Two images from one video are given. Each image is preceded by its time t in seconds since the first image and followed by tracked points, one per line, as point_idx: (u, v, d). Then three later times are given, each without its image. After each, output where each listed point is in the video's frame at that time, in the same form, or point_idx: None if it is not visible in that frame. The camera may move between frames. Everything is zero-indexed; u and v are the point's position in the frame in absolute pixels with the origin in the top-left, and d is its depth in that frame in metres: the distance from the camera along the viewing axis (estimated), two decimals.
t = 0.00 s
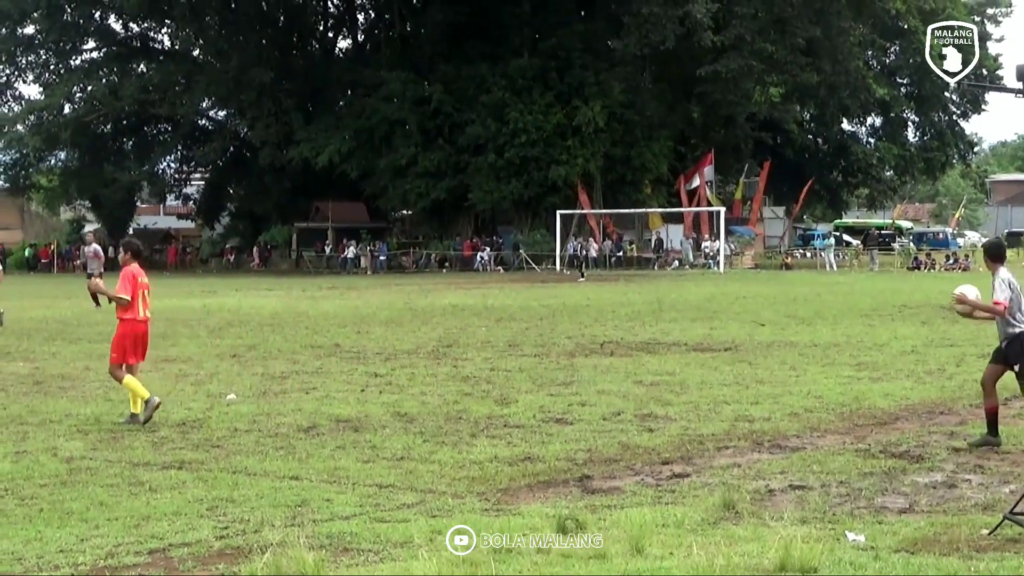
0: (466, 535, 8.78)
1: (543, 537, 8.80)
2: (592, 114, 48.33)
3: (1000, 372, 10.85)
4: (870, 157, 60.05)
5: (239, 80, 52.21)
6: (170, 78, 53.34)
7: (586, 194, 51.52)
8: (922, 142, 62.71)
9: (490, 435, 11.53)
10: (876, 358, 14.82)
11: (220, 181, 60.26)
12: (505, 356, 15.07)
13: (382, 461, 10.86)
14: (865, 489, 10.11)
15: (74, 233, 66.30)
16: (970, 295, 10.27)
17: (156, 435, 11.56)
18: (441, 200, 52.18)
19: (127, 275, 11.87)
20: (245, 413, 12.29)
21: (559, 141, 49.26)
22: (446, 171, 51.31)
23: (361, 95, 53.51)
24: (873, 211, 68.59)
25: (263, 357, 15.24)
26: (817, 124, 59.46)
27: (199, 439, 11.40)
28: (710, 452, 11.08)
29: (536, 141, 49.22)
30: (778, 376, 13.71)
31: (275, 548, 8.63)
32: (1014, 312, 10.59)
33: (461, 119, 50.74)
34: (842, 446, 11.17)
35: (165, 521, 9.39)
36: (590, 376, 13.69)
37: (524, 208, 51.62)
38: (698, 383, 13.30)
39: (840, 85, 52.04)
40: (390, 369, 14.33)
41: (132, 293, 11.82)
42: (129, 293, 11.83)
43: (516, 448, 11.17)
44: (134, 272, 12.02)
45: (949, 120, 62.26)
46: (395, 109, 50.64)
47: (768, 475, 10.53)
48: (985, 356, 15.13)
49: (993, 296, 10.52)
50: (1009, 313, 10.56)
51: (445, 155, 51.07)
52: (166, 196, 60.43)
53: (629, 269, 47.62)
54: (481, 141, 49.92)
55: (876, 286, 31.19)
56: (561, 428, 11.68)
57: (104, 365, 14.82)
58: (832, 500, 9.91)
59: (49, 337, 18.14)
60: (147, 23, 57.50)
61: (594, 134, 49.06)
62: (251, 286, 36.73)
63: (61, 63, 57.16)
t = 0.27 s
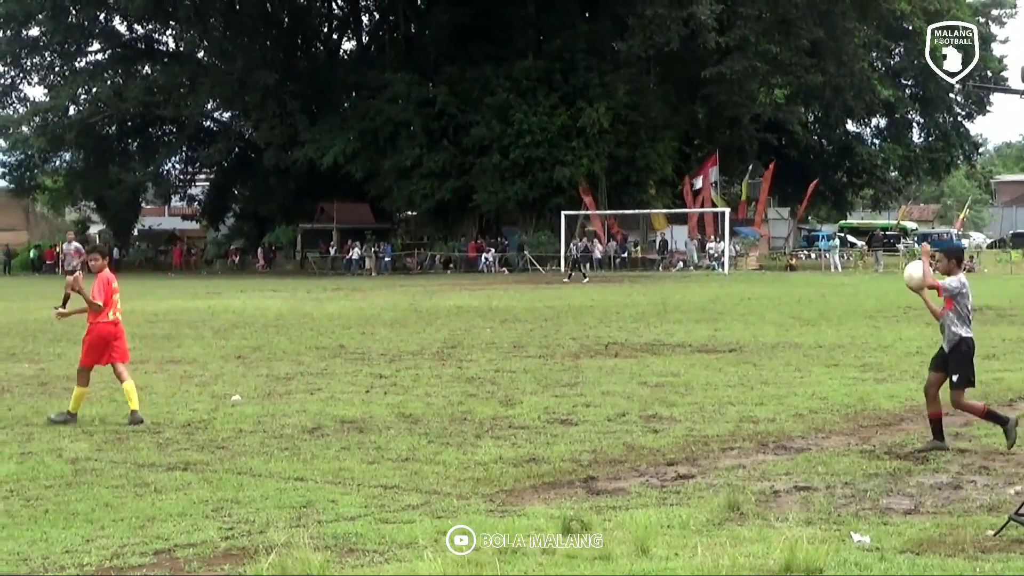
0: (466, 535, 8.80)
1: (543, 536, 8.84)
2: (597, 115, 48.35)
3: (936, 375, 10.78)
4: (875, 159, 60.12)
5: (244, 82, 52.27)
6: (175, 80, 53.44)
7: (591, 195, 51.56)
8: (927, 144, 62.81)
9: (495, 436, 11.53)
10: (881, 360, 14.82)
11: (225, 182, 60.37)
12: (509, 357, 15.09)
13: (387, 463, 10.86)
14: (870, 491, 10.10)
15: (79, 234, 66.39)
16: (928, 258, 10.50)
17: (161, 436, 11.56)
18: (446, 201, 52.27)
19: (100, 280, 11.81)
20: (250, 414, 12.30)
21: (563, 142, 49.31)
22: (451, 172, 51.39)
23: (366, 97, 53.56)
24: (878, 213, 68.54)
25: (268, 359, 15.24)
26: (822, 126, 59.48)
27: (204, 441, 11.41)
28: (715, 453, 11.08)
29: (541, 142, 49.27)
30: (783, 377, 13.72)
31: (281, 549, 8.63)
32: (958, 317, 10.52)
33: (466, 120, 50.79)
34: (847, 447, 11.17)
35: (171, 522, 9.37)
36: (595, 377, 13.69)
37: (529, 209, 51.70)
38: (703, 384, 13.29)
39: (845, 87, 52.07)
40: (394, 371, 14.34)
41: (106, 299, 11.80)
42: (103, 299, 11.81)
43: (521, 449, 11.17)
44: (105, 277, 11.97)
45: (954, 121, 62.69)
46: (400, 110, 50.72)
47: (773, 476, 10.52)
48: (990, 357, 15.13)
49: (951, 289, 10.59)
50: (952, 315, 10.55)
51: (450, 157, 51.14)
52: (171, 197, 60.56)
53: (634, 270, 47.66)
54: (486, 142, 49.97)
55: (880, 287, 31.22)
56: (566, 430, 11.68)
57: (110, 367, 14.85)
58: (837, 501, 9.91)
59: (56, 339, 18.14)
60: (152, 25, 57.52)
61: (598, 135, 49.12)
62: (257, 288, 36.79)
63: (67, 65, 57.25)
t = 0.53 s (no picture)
0: (466, 535, 8.83)
1: (543, 536, 8.87)
2: (605, 115, 48.37)
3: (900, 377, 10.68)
4: (882, 160, 60.44)
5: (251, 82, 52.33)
6: (184, 80, 53.45)
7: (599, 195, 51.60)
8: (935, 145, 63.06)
9: (503, 437, 11.53)
10: (888, 361, 14.82)
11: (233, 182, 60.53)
12: (517, 358, 15.11)
13: (396, 463, 10.87)
14: (878, 492, 10.10)
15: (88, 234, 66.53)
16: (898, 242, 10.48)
17: (169, 436, 11.57)
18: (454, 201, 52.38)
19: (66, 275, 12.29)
20: (258, 414, 12.31)
21: (572, 142, 49.36)
22: (459, 172, 51.49)
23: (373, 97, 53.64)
24: (884, 214, 68.50)
25: (277, 359, 15.25)
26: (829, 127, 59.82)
27: (212, 441, 11.42)
28: (723, 454, 11.08)
29: (548, 142, 49.33)
30: (791, 378, 13.71)
31: (289, 550, 8.63)
32: (913, 308, 10.67)
33: (474, 120, 50.85)
34: (855, 448, 11.18)
35: (179, 522, 9.38)
36: (602, 378, 13.69)
37: (537, 209, 51.80)
38: (711, 385, 13.28)
39: (852, 87, 52.07)
40: (402, 371, 14.35)
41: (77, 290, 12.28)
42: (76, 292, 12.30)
43: (529, 449, 11.18)
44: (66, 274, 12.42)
45: (961, 123, 62.56)
46: (408, 110, 50.79)
47: (782, 477, 10.52)
48: (998, 359, 15.13)
49: (902, 279, 10.68)
50: (910, 306, 10.65)
51: (458, 157, 51.22)
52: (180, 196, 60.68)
53: (642, 271, 47.72)
54: (494, 142, 50.03)
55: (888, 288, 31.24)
56: (574, 431, 11.68)
57: (118, 366, 14.88)
58: (845, 502, 9.90)
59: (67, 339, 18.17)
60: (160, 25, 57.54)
61: (607, 135, 49.15)
62: (266, 288, 36.85)
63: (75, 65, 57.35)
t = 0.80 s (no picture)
0: (467, 534, 8.86)
1: (543, 536, 8.84)
2: (617, 115, 48.44)
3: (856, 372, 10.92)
4: (896, 159, 60.24)
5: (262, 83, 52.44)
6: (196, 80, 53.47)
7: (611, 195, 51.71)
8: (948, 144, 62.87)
9: (516, 437, 11.51)
10: (901, 360, 14.79)
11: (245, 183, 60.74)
12: (530, 356, 15.13)
13: (409, 463, 10.86)
14: (891, 492, 10.07)
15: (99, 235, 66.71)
16: (870, 231, 10.83)
17: (183, 436, 11.55)
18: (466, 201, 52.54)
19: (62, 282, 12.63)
20: (270, 413, 12.30)
21: (583, 142, 49.45)
22: (471, 173, 51.63)
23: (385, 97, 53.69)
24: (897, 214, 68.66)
25: (290, 359, 15.24)
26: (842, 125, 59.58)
27: (225, 440, 11.41)
28: (736, 454, 11.06)
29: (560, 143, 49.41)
30: (804, 377, 13.70)
31: (302, 549, 8.61)
32: (878, 307, 10.89)
33: (486, 120, 50.96)
34: (867, 447, 11.16)
35: (192, 522, 9.37)
36: (615, 377, 13.68)
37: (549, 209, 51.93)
38: (724, 384, 13.26)
39: (864, 88, 52.15)
40: (416, 370, 14.34)
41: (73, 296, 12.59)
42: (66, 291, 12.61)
43: (542, 449, 11.16)
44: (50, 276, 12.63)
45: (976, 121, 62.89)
46: (420, 111, 50.92)
47: (795, 477, 10.50)
48: (1013, 357, 15.13)
49: (868, 278, 10.98)
50: (875, 303, 10.87)
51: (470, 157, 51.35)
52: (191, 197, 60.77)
53: (653, 271, 47.80)
54: (506, 143, 50.12)
55: (904, 287, 31.27)
56: (587, 430, 11.67)
57: (132, 365, 14.89)
58: (859, 502, 9.87)
59: (81, 339, 18.13)
60: (172, 25, 57.57)
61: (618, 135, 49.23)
62: (279, 288, 36.90)
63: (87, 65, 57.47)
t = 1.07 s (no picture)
0: (466, 534, 8.86)
1: (544, 536, 8.76)
2: (634, 112, 48.45)
3: (841, 376, 10.55)
4: (914, 157, 60.82)
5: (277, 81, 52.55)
6: (209, 78, 53.27)
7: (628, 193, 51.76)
8: (967, 141, 63.30)
9: (532, 438, 11.42)
10: (921, 360, 14.70)
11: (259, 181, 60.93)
12: (546, 356, 15.05)
13: (424, 464, 10.77)
14: (912, 493, 9.96)
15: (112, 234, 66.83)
16: (857, 233, 10.44)
17: (196, 436, 11.48)
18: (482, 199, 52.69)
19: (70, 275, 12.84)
20: (284, 414, 12.21)
21: (600, 140, 49.49)
22: (487, 170, 51.78)
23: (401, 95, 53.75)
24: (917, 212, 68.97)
25: (304, 358, 15.14)
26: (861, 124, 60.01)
27: (239, 441, 11.33)
28: (755, 455, 10.96)
29: (577, 141, 49.47)
30: (822, 378, 13.60)
31: (317, 551, 8.52)
32: (861, 310, 10.56)
33: (502, 118, 51.03)
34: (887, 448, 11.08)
35: (207, 522, 9.29)
36: (632, 377, 13.59)
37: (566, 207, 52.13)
38: (742, 385, 13.16)
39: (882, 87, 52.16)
40: (430, 370, 14.25)
41: (76, 291, 12.77)
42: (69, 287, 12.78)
43: (559, 450, 11.08)
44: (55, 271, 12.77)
45: (996, 119, 63.13)
46: (436, 108, 51.02)
47: (814, 478, 10.40)
48: None
49: (848, 281, 10.60)
50: (858, 307, 10.55)
51: (487, 155, 51.50)
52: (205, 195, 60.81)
53: (671, 270, 47.68)
54: (522, 140, 50.18)
55: (926, 286, 31.24)
56: (604, 430, 11.58)
57: (145, 366, 14.81)
58: (877, 503, 9.78)
59: (92, 338, 17.98)
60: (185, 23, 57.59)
61: (635, 133, 49.26)
62: (296, 286, 36.87)
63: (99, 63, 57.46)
